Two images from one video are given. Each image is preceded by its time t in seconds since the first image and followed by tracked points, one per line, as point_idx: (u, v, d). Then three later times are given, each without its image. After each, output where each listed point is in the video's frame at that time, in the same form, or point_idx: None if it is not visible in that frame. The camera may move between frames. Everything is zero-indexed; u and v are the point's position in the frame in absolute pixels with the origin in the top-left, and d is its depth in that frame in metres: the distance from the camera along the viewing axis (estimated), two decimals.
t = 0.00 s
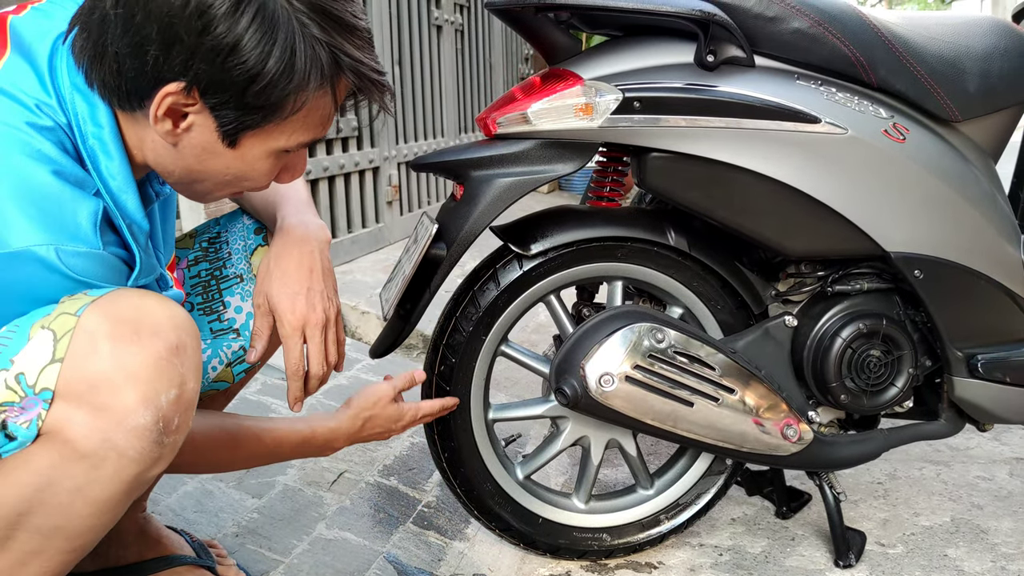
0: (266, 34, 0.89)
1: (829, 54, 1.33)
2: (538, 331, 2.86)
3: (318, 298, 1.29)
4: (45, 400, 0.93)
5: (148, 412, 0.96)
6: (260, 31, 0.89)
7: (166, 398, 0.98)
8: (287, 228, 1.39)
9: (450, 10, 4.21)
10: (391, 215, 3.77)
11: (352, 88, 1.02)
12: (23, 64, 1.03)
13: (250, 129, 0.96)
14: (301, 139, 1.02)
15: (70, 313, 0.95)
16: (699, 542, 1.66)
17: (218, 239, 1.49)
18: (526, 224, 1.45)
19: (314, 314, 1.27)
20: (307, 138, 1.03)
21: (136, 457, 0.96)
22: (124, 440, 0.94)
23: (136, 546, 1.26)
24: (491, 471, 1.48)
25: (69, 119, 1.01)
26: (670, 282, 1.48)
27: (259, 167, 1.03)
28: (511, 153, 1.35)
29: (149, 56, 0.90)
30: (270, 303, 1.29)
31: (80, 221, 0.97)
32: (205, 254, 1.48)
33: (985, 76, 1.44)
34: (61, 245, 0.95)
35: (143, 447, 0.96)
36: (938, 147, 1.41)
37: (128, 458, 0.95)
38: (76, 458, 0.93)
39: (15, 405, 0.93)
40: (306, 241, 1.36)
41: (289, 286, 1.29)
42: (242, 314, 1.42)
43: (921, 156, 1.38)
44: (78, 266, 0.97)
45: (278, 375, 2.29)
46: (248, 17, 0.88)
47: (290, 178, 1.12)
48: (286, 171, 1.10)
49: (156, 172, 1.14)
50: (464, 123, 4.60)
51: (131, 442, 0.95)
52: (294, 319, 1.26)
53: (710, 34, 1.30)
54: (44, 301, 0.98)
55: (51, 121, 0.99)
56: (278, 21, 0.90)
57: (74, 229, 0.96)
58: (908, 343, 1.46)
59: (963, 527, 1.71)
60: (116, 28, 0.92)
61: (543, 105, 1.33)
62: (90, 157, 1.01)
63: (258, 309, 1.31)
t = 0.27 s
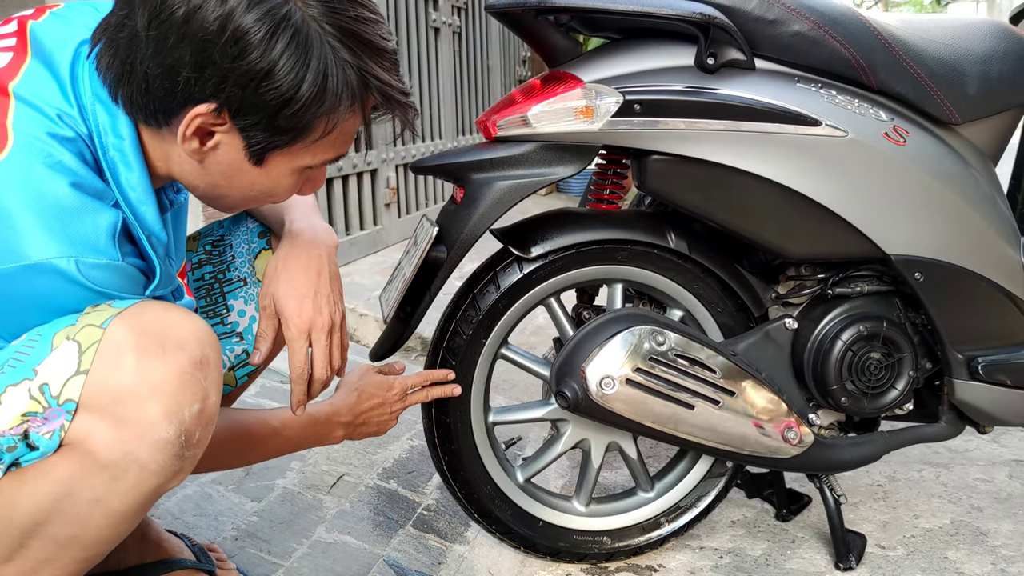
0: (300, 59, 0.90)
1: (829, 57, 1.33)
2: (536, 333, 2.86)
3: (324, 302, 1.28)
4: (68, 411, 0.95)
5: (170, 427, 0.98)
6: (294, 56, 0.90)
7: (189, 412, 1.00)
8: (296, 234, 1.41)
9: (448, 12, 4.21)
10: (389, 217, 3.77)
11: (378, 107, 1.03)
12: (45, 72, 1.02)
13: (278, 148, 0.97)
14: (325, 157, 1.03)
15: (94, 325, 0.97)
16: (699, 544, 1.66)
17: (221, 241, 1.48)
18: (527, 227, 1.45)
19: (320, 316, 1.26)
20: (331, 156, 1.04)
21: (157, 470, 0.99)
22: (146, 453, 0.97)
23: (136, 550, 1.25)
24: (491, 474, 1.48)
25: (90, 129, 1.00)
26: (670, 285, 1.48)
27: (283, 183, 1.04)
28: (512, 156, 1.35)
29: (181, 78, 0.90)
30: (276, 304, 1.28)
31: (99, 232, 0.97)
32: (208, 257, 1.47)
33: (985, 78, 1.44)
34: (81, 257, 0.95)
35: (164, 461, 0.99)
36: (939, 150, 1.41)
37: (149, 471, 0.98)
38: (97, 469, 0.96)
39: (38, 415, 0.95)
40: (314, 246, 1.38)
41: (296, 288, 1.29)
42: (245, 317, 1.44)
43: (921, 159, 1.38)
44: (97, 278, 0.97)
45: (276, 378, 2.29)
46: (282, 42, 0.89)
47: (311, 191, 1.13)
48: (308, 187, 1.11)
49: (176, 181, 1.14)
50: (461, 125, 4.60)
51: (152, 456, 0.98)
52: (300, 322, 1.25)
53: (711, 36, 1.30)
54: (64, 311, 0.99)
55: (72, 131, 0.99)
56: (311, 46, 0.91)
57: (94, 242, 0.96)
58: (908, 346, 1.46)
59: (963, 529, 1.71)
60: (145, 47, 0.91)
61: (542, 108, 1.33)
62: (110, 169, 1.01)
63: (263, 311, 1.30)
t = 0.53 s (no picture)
0: (322, 64, 0.90)
1: (830, 56, 1.33)
2: (535, 334, 2.85)
3: (333, 304, 1.28)
4: (81, 417, 0.95)
5: (182, 435, 0.98)
6: (316, 61, 0.89)
7: (201, 420, 1.00)
8: (305, 235, 1.39)
9: (446, 13, 4.21)
10: (387, 218, 3.76)
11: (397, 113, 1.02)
12: (62, 72, 1.02)
13: (297, 153, 0.97)
14: (343, 162, 1.03)
15: (109, 331, 0.97)
16: (700, 545, 1.66)
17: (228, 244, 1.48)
18: (527, 227, 1.45)
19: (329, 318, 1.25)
20: (349, 161, 1.04)
21: (167, 478, 0.98)
22: (157, 460, 0.96)
23: (135, 552, 1.24)
24: (492, 476, 1.48)
25: (104, 131, 1.00)
26: (671, 285, 1.48)
27: (300, 187, 1.04)
28: (512, 155, 1.34)
29: (201, 82, 0.89)
30: (284, 306, 1.28)
31: (106, 235, 0.95)
32: (214, 258, 1.47)
33: (985, 78, 1.44)
34: (88, 260, 0.94)
35: (175, 469, 0.98)
36: (940, 150, 1.41)
37: (160, 479, 0.97)
38: (108, 475, 0.95)
39: (50, 420, 0.94)
40: (324, 249, 1.36)
41: (304, 289, 1.28)
42: (250, 320, 1.44)
43: (922, 158, 1.38)
44: (103, 281, 0.96)
45: (274, 379, 2.28)
46: (305, 47, 0.88)
47: (327, 195, 1.13)
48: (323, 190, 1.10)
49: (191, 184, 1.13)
50: (459, 125, 4.59)
51: (163, 464, 0.97)
52: (309, 323, 1.24)
53: (711, 35, 1.30)
54: (69, 311, 0.98)
55: (86, 132, 0.98)
56: (333, 51, 0.90)
57: (101, 245, 0.95)
58: (909, 345, 1.46)
59: (963, 529, 1.71)
60: (167, 51, 0.90)
61: (543, 107, 1.32)
62: (122, 171, 1.00)
63: (271, 313, 1.30)
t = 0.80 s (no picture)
0: (326, 68, 0.90)
1: (829, 58, 1.33)
2: (533, 335, 2.85)
3: (341, 314, 1.27)
4: (93, 428, 0.94)
5: (194, 447, 0.98)
6: (321, 65, 0.89)
7: (212, 432, 1.00)
8: (311, 246, 1.38)
9: (443, 14, 4.20)
10: (385, 220, 3.76)
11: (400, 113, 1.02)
12: (63, 75, 1.01)
13: (302, 157, 0.97)
14: (347, 164, 1.03)
15: (122, 342, 0.97)
16: (698, 546, 1.66)
17: (229, 248, 1.48)
18: (526, 228, 1.44)
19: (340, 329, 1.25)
20: (353, 163, 1.04)
21: (178, 489, 0.98)
22: (168, 471, 0.96)
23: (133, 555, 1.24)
24: (494, 483, 1.47)
25: (105, 136, 0.99)
26: (671, 286, 1.48)
27: (305, 190, 1.04)
28: (510, 156, 1.34)
29: (205, 87, 0.89)
30: (293, 318, 1.27)
31: (106, 241, 0.94)
32: (215, 262, 1.47)
33: (983, 79, 1.44)
34: (89, 267, 0.93)
35: (186, 480, 0.98)
36: (938, 151, 1.41)
37: (170, 489, 0.97)
38: (119, 485, 0.95)
39: (62, 429, 0.94)
40: (330, 258, 1.36)
41: (312, 301, 1.28)
42: (250, 323, 1.43)
43: (920, 159, 1.38)
44: (103, 288, 0.96)
45: (272, 381, 2.28)
46: (309, 51, 0.88)
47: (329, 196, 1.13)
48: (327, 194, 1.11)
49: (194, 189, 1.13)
50: (457, 127, 4.59)
51: (173, 474, 0.97)
52: (320, 335, 1.24)
53: (710, 37, 1.30)
54: (70, 318, 0.98)
55: (87, 137, 0.98)
56: (337, 54, 0.90)
57: (102, 252, 0.94)
58: (908, 347, 1.46)
59: (962, 530, 1.71)
60: (169, 56, 0.90)
61: (541, 109, 1.32)
62: (123, 176, 1.00)
63: (279, 324, 1.28)
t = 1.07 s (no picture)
0: (330, 65, 0.89)
1: (827, 57, 1.33)
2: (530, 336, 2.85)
3: (336, 312, 1.27)
4: (102, 435, 0.94)
5: (204, 455, 0.97)
6: (324, 62, 0.89)
7: (222, 440, 0.99)
8: (305, 241, 1.38)
9: (441, 15, 4.20)
10: (382, 220, 3.76)
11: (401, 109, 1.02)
12: (63, 77, 1.01)
13: (304, 155, 0.96)
14: (348, 161, 1.03)
15: (133, 350, 0.97)
16: (696, 547, 1.65)
17: (224, 247, 1.48)
18: (523, 228, 1.44)
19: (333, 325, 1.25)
20: (354, 160, 1.03)
21: (186, 496, 0.97)
22: (177, 479, 0.96)
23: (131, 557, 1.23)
24: (502, 498, 1.48)
25: (108, 138, 0.99)
26: (668, 286, 1.47)
27: (306, 188, 1.04)
28: (508, 156, 1.34)
29: (208, 85, 0.89)
30: (287, 314, 1.27)
31: (113, 243, 0.94)
32: (210, 261, 1.46)
33: (981, 79, 1.44)
34: (96, 270, 0.93)
35: (195, 488, 0.98)
36: (936, 150, 1.41)
37: (179, 497, 0.97)
38: (127, 492, 0.95)
39: (71, 437, 0.93)
40: (325, 255, 1.35)
41: (307, 298, 1.27)
42: (246, 322, 1.43)
43: (919, 159, 1.38)
44: (110, 292, 0.95)
45: (269, 381, 2.27)
46: (313, 48, 0.88)
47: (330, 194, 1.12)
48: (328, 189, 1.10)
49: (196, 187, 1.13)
50: (454, 127, 4.59)
51: (182, 482, 0.96)
52: (314, 331, 1.24)
53: (708, 36, 1.30)
54: (79, 322, 0.97)
55: (89, 139, 0.97)
56: (341, 51, 0.90)
57: (108, 255, 0.93)
58: (907, 347, 1.46)
59: (960, 531, 1.71)
60: (171, 54, 0.90)
61: (539, 108, 1.32)
62: (127, 178, 1.00)
63: (274, 321, 1.29)
